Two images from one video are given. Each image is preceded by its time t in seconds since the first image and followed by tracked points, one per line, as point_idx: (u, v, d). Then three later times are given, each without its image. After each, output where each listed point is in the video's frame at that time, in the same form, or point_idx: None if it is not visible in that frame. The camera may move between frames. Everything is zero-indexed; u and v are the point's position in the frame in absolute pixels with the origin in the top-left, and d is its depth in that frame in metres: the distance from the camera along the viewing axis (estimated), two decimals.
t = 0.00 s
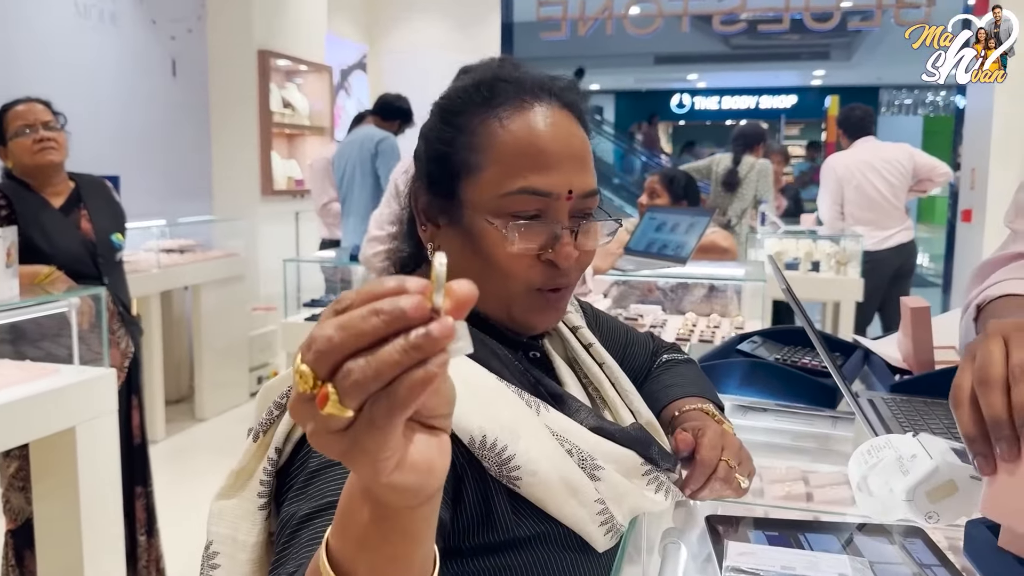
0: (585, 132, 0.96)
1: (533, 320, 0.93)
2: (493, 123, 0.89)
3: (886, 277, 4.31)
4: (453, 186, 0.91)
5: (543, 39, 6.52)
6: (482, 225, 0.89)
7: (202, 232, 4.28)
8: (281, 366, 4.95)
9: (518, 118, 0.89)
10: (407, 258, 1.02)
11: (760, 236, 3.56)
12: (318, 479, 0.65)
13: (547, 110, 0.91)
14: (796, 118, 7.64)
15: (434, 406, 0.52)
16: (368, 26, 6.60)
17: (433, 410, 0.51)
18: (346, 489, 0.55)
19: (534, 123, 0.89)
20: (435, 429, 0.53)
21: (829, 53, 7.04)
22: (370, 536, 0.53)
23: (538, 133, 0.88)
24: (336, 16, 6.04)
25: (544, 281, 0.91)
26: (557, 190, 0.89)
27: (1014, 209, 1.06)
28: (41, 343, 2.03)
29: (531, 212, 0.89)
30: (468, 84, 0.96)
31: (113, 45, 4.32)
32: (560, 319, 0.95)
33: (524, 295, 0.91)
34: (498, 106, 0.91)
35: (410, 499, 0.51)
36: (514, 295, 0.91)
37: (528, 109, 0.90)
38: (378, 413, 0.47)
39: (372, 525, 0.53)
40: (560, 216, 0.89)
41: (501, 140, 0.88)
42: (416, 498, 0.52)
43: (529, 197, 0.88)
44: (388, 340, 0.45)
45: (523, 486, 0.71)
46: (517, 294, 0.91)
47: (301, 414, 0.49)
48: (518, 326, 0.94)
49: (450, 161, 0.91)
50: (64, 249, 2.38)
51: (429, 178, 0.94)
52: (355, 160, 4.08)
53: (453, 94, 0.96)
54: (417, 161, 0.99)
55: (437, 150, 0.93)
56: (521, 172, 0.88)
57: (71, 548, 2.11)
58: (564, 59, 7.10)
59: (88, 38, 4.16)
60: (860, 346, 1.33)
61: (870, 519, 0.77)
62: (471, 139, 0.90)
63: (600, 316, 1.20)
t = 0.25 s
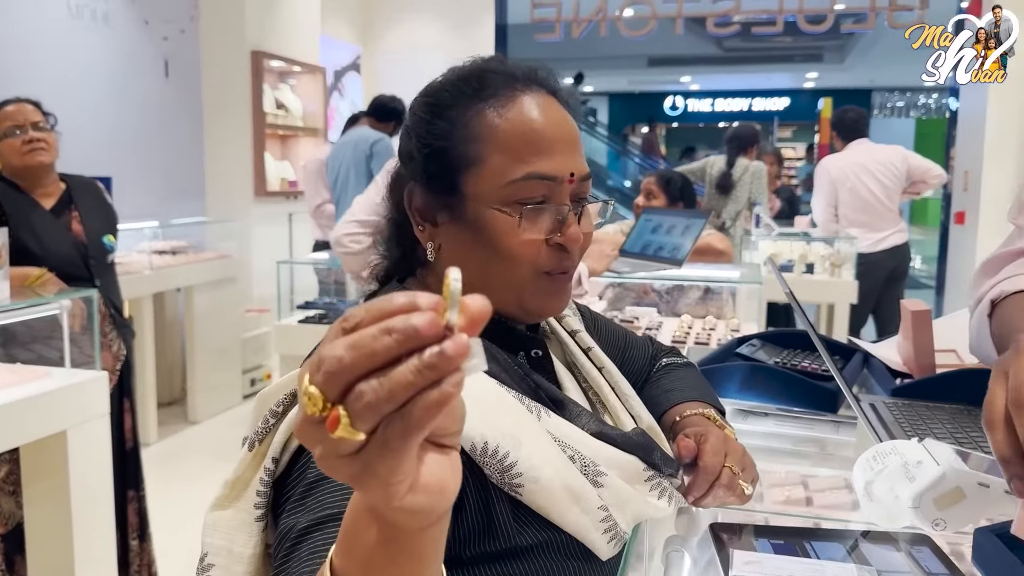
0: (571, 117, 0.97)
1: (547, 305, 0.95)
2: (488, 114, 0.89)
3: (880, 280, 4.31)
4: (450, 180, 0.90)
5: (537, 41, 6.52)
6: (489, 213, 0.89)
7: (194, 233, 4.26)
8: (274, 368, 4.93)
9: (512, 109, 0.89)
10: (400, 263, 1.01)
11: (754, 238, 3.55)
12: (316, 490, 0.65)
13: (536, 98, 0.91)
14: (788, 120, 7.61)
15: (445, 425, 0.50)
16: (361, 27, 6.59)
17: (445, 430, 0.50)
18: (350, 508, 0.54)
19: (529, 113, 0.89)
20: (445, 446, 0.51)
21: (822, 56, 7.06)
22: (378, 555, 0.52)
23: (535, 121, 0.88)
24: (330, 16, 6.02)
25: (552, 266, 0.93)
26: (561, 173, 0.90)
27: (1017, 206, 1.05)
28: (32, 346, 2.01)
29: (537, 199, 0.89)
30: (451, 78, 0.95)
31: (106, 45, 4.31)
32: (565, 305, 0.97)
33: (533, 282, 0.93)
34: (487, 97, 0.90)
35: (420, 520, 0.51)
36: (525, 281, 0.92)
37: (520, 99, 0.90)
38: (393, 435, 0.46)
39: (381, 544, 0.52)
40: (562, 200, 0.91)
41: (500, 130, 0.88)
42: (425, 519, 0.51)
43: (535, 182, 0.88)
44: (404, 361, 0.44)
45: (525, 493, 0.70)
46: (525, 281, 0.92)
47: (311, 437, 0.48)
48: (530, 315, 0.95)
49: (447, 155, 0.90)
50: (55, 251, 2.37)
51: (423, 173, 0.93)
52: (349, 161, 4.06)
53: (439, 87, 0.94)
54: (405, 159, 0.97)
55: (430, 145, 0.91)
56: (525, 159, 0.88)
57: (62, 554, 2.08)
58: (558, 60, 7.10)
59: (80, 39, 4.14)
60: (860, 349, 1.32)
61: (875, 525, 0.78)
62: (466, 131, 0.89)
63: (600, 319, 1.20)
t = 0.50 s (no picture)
0: (558, 116, 0.96)
1: (538, 305, 0.93)
2: (471, 114, 0.87)
3: (875, 282, 4.31)
4: (435, 182, 0.89)
5: (531, 45, 6.50)
6: (475, 213, 0.88)
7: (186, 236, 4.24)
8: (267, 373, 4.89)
9: (496, 108, 0.88)
10: (394, 270, 0.99)
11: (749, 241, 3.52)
12: (313, 502, 0.64)
13: (523, 98, 0.90)
14: (782, 123, 7.56)
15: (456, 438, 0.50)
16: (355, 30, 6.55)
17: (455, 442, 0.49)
18: (355, 521, 0.54)
19: (515, 112, 0.87)
20: (455, 458, 0.50)
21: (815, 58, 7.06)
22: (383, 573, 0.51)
23: (520, 119, 0.87)
24: (323, 19, 5.99)
25: (541, 265, 0.92)
26: (546, 170, 0.88)
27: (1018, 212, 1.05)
28: (23, 351, 1.99)
29: (525, 198, 0.88)
30: (435, 81, 0.93)
31: (97, 48, 4.27)
32: (562, 305, 0.96)
33: (521, 282, 0.91)
34: (470, 98, 0.89)
35: (431, 537, 0.50)
36: (512, 280, 0.91)
37: (505, 99, 0.89)
38: (406, 447, 0.45)
39: (385, 559, 0.51)
40: (550, 197, 0.89)
41: (484, 130, 0.86)
42: (435, 537, 0.50)
43: (521, 180, 0.87)
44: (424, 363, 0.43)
45: (525, 504, 0.68)
46: (512, 280, 0.91)
47: (316, 447, 0.47)
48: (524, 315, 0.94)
49: (431, 156, 0.89)
50: (46, 256, 2.34)
51: (409, 176, 0.92)
52: (344, 163, 4.04)
53: (422, 90, 0.93)
54: (393, 164, 0.96)
55: (413, 148, 0.90)
56: (510, 157, 0.87)
57: (53, 562, 2.06)
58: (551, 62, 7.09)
59: (72, 41, 4.11)
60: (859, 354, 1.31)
61: (878, 536, 0.77)
62: (449, 132, 0.87)
63: (598, 326, 1.18)
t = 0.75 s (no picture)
0: (551, 124, 0.95)
1: (545, 314, 0.92)
2: (467, 125, 0.86)
3: (867, 287, 4.31)
4: (434, 194, 0.87)
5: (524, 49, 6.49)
6: (479, 225, 0.86)
7: (177, 243, 4.22)
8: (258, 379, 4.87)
9: (492, 118, 0.86)
10: (387, 286, 0.99)
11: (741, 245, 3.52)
12: (311, 531, 0.63)
13: (517, 108, 0.89)
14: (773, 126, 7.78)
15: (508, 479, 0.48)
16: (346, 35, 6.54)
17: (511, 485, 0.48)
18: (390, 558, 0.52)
19: (511, 122, 0.86)
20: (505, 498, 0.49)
21: (806, 62, 7.08)
22: None
23: (517, 130, 0.86)
24: (315, 24, 5.97)
25: (544, 274, 0.90)
26: (546, 178, 0.87)
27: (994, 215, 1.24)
28: (11, 361, 1.96)
29: (529, 207, 0.87)
30: (427, 90, 0.92)
31: (87, 54, 4.25)
32: (563, 314, 0.94)
33: (526, 292, 0.90)
34: (464, 108, 0.88)
35: None
36: (517, 292, 0.89)
37: (501, 109, 0.88)
38: (471, 495, 0.44)
39: None
40: (552, 205, 0.88)
41: (482, 141, 0.85)
42: None
43: (524, 189, 0.86)
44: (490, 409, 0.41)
45: (523, 528, 0.67)
46: (516, 292, 0.89)
47: (371, 493, 0.46)
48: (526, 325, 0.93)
49: (430, 169, 0.87)
50: (33, 265, 2.32)
51: (407, 190, 0.90)
52: (336, 168, 4.03)
53: (412, 102, 0.91)
54: (384, 178, 0.94)
55: (410, 161, 0.88)
56: (512, 166, 0.85)
57: None
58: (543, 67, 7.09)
59: (62, 47, 4.09)
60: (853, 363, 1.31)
61: (877, 555, 0.76)
62: (447, 143, 0.86)
63: (592, 339, 1.18)
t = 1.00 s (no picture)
0: (550, 116, 0.93)
1: (539, 308, 0.89)
2: (465, 111, 0.85)
3: (862, 287, 4.31)
4: (428, 179, 0.87)
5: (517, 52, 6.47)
6: (473, 210, 0.85)
7: (170, 247, 4.20)
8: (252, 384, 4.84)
9: (490, 105, 0.86)
10: (379, 279, 0.98)
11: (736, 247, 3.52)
12: (318, 519, 0.63)
13: (516, 97, 0.88)
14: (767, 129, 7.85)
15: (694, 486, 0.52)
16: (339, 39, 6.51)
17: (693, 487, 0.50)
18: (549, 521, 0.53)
19: (509, 110, 0.85)
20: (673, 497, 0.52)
21: (799, 64, 7.07)
22: None
23: (514, 117, 0.85)
24: (307, 28, 5.95)
25: (538, 265, 0.87)
26: (544, 166, 0.86)
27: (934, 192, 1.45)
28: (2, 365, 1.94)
29: (524, 193, 0.85)
30: (431, 79, 0.92)
31: (78, 58, 4.22)
32: (557, 311, 0.91)
33: (518, 283, 0.87)
34: (464, 97, 0.87)
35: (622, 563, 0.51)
36: (510, 283, 0.87)
37: (500, 97, 0.87)
38: (734, 499, 0.47)
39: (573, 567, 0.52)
40: (548, 194, 0.86)
41: (478, 127, 0.84)
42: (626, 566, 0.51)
43: (520, 176, 0.85)
44: (735, 438, 0.45)
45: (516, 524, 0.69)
46: (508, 282, 0.87)
47: (615, 461, 0.47)
48: (522, 320, 0.91)
49: (426, 153, 0.86)
50: (24, 267, 2.30)
51: (402, 175, 0.89)
52: (330, 171, 4.01)
53: (416, 90, 0.92)
54: (381, 165, 0.94)
55: (406, 145, 0.88)
56: (510, 152, 0.85)
57: None
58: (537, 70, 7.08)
59: (52, 51, 4.06)
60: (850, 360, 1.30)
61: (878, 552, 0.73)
62: (445, 127, 0.85)
63: (592, 338, 1.17)
